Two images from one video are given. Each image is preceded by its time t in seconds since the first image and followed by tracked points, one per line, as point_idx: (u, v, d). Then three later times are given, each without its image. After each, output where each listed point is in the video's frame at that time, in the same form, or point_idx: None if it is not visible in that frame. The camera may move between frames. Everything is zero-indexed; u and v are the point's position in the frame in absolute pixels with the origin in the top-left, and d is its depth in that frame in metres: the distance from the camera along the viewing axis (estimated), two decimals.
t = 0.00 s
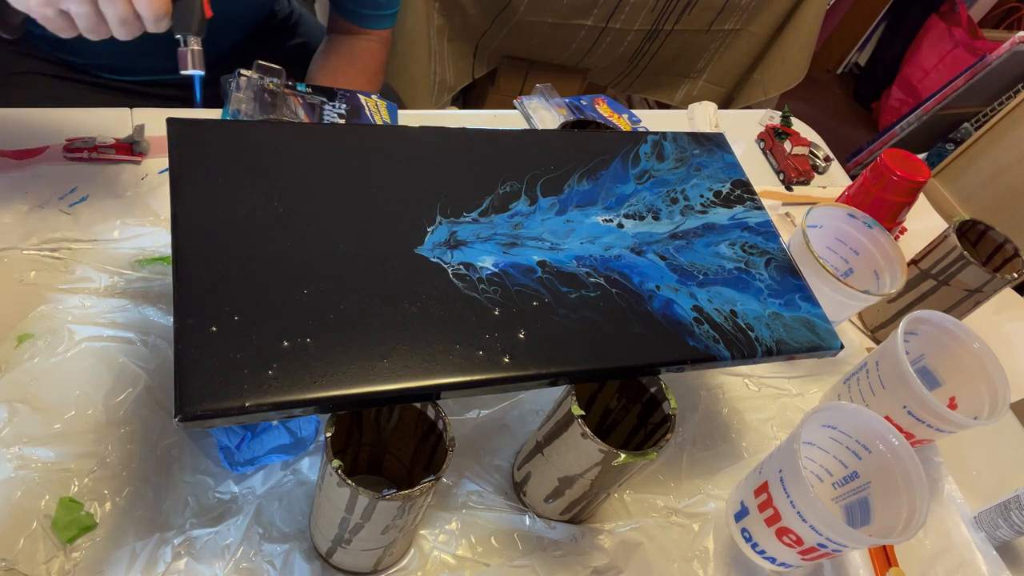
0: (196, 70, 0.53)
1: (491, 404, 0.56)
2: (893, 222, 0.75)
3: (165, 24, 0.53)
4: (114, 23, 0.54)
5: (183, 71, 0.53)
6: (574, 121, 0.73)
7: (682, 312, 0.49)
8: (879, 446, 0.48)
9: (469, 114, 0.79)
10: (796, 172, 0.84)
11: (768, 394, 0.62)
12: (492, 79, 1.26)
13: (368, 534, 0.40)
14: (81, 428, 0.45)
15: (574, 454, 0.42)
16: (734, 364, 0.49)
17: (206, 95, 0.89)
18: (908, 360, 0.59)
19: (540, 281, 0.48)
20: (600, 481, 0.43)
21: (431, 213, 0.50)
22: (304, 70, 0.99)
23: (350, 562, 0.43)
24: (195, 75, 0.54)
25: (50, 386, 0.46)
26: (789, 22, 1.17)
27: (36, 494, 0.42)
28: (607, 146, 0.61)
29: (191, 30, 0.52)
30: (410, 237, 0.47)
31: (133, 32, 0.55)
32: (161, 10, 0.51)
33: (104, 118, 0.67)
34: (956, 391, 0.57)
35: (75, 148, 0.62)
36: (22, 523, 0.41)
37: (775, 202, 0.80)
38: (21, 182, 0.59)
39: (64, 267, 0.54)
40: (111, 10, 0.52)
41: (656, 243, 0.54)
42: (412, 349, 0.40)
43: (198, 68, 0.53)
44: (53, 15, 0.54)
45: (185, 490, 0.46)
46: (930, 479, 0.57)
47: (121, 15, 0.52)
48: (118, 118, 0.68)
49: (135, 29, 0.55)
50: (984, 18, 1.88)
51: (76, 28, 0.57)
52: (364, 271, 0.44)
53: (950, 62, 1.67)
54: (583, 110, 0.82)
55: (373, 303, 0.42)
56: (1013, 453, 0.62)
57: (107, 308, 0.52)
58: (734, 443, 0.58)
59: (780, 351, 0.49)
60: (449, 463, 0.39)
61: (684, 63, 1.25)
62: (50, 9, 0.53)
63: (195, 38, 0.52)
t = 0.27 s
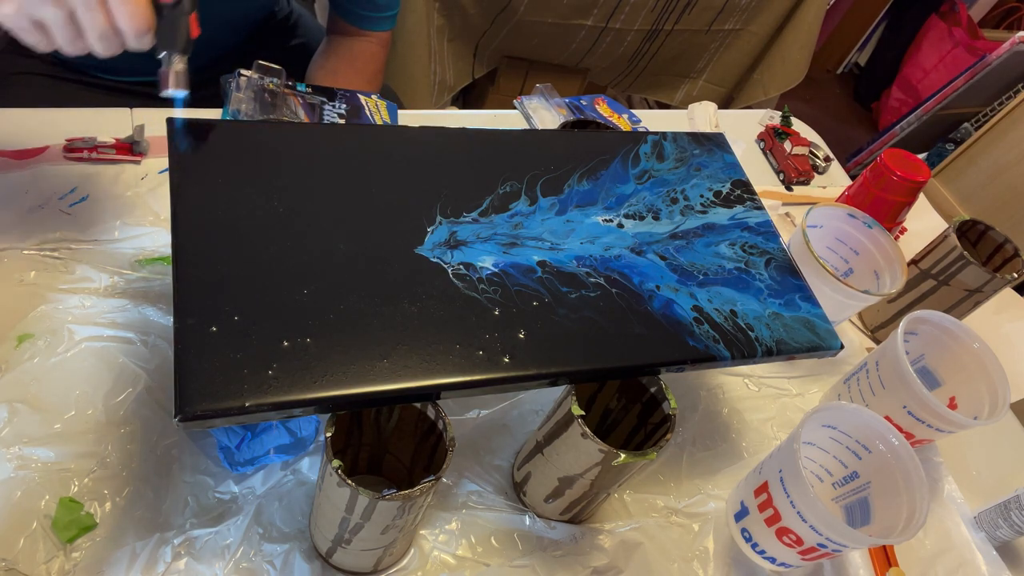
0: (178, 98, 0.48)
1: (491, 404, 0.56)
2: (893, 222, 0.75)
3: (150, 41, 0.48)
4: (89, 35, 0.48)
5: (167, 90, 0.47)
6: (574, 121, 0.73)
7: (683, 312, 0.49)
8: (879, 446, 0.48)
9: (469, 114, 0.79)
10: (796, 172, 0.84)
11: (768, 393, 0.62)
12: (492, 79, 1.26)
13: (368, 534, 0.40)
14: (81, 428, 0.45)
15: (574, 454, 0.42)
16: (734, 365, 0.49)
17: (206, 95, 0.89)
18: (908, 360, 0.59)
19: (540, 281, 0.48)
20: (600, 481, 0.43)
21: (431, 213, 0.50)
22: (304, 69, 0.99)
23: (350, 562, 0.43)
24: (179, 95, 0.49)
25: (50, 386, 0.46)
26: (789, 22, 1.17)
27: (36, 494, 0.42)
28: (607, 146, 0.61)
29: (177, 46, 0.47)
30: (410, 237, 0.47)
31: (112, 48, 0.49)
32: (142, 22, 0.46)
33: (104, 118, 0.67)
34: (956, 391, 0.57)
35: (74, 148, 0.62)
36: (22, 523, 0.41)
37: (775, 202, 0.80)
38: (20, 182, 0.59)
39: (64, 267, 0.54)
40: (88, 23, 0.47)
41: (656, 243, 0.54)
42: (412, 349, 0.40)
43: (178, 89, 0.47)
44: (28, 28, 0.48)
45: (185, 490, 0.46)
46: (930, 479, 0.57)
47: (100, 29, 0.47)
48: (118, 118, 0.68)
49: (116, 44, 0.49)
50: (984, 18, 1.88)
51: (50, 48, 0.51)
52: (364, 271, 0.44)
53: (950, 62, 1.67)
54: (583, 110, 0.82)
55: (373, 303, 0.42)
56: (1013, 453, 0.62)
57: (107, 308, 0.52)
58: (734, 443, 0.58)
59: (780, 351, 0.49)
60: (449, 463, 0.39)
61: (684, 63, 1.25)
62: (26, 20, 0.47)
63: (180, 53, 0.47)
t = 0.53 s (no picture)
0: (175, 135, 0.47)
1: (492, 404, 0.56)
2: (893, 222, 0.75)
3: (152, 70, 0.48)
4: (91, 59, 0.48)
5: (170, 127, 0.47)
6: (574, 121, 0.73)
7: (683, 312, 0.49)
8: (879, 446, 0.48)
9: (469, 114, 0.79)
10: (796, 172, 0.84)
11: (768, 393, 0.62)
12: (492, 79, 1.26)
13: (368, 534, 0.40)
14: (81, 428, 0.45)
15: (574, 454, 0.42)
16: (734, 364, 0.49)
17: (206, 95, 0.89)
18: (908, 360, 0.59)
19: (540, 281, 0.48)
20: (601, 481, 0.43)
21: (432, 213, 0.50)
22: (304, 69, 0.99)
23: (350, 562, 0.43)
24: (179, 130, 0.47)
25: (51, 386, 0.46)
26: (789, 22, 1.17)
27: (36, 494, 0.42)
28: (607, 146, 0.61)
29: (182, 82, 0.47)
30: (410, 237, 0.47)
31: (115, 76, 0.50)
32: (150, 50, 0.46)
33: (104, 119, 0.67)
34: (956, 391, 0.57)
35: (75, 148, 0.62)
36: (22, 523, 0.41)
37: (775, 202, 0.80)
38: (20, 181, 0.59)
39: (64, 267, 0.54)
40: (94, 53, 0.47)
41: (656, 243, 0.54)
42: (412, 349, 0.40)
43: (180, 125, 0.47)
44: (29, 51, 0.48)
45: (185, 490, 0.46)
46: (930, 478, 0.57)
47: (104, 58, 0.47)
48: (118, 118, 0.68)
49: (116, 74, 0.50)
50: (984, 18, 1.88)
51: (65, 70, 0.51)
52: (364, 272, 0.44)
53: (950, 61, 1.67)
54: (583, 110, 0.82)
55: (373, 303, 0.42)
56: (1013, 453, 0.62)
57: (107, 308, 0.52)
58: (734, 443, 0.58)
59: (780, 351, 0.49)
60: (449, 463, 0.39)
61: (684, 62, 1.25)
62: (27, 44, 0.47)
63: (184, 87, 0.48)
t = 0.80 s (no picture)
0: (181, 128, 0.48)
1: (492, 404, 0.56)
2: (893, 222, 0.75)
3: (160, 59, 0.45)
4: (98, 45, 0.43)
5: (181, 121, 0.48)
6: (574, 121, 0.73)
7: (682, 312, 0.49)
8: (879, 446, 0.48)
9: (469, 114, 0.79)
10: (796, 172, 0.84)
11: (768, 394, 0.62)
12: (492, 79, 1.26)
13: (368, 534, 0.40)
14: (81, 428, 0.45)
15: (574, 454, 0.42)
16: (734, 364, 0.49)
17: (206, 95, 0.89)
18: (908, 360, 0.59)
19: (540, 280, 0.48)
20: (601, 481, 0.43)
21: (432, 213, 0.50)
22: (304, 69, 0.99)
23: (350, 562, 0.43)
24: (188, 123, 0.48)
25: (51, 386, 0.46)
26: (789, 22, 1.17)
27: (36, 494, 0.42)
28: (607, 146, 0.61)
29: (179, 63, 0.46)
30: (410, 237, 0.47)
31: (122, 61, 0.45)
32: (162, 38, 0.43)
33: (104, 119, 0.67)
34: (956, 391, 0.57)
35: (74, 148, 0.62)
36: (22, 523, 0.41)
37: (775, 202, 0.80)
38: (20, 181, 0.59)
39: (64, 267, 0.54)
40: (104, 37, 0.42)
41: (656, 243, 0.54)
42: (412, 349, 0.40)
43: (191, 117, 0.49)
44: (41, 36, 0.42)
45: (185, 490, 0.46)
46: (930, 479, 0.57)
47: (115, 43, 0.43)
48: (118, 119, 0.68)
49: (127, 59, 0.45)
50: (984, 18, 1.88)
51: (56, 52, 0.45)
52: (364, 272, 0.44)
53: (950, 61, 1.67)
54: (583, 110, 0.82)
55: (373, 303, 0.42)
56: (1013, 453, 0.62)
57: (107, 308, 0.52)
58: (734, 443, 0.58)
59: (780, 351, 0.49)
60: (449, 463, 0.39)
61: (684, 62, 1.25)
62: (41, 30, 0.42)
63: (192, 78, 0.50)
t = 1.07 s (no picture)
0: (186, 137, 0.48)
1: (491, 404, 0.56)
2: (893, 222, 0.75)
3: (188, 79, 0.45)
4: (121, 67, 0.43)
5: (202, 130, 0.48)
6: (574, 121, 0.73)
7: (683, 312, 0.49)
8: (879, 446, 0.48)
9: (469, 114, 0.79)
10: (796, 172, 0.84)
11: (768, 394, 0.62)
12: (492, 79, 1.26)
13: (368, 534, 0.40)
14: (81, 428, 0.45)
15: (574, 454, 0.42)
16: (734, 365, 0.49)
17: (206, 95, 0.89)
18: (908, 360, 0.59)
19: (540, 281, 0.48)
20: (601, 481, 0.43)
21: (432, 213, 0.50)
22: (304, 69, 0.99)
23: (350, 562, 0.43)
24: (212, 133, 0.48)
25: (50, 386, 0.46)
26: (789, 22, 1.17)
27: (36, 494, 0.42)
28: (607, 146, 0.61)
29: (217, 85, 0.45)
30: (410, 237, 0.47)
31: (148, 83, 0.45)
32: (186, 59, 0.43)
33: (104, 119, 0.67)
34: (956, 391, 0.57)
35: (74, 148, 0.62)
36: (22, 523, 0.41)
37: (775, 202, 0.80)
38: (20, 182, 0.59)
39: (64, 267, 0.54)
40: (129, 61, 0.42)
41: (656, 243, 0.54)
42: (412, 349, 0.40)
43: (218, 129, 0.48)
44: (63, 56, 0.42)
45: (185, 490, 0.46)
46: (930, 479, 0.57)
47: (139, 64, 0.43)
48: (118, 119, 0.68)
49: (151, 81, 0.45)
50: (984, 18, 1.88)
51: (73, 76, 0.45)
52: (364, 271, 0.44)
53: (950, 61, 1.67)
54: (583, 110, 0.82)
55: (373, 303, 0.42)
56: (1013, 453, 0.62)
57: (107, 308, 0.52)
58: (734, 443, 0.58)
59: (780, 351, 0.49)
60: (449, 463, 0.39)
61: (684, 62, 1.25)
62: (62, 51, 0.41)
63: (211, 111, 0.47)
